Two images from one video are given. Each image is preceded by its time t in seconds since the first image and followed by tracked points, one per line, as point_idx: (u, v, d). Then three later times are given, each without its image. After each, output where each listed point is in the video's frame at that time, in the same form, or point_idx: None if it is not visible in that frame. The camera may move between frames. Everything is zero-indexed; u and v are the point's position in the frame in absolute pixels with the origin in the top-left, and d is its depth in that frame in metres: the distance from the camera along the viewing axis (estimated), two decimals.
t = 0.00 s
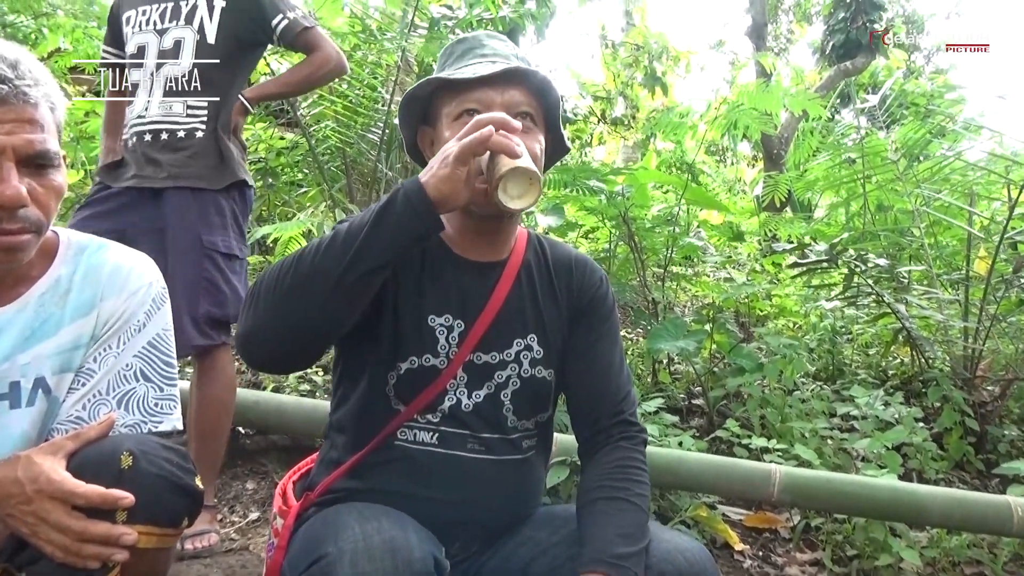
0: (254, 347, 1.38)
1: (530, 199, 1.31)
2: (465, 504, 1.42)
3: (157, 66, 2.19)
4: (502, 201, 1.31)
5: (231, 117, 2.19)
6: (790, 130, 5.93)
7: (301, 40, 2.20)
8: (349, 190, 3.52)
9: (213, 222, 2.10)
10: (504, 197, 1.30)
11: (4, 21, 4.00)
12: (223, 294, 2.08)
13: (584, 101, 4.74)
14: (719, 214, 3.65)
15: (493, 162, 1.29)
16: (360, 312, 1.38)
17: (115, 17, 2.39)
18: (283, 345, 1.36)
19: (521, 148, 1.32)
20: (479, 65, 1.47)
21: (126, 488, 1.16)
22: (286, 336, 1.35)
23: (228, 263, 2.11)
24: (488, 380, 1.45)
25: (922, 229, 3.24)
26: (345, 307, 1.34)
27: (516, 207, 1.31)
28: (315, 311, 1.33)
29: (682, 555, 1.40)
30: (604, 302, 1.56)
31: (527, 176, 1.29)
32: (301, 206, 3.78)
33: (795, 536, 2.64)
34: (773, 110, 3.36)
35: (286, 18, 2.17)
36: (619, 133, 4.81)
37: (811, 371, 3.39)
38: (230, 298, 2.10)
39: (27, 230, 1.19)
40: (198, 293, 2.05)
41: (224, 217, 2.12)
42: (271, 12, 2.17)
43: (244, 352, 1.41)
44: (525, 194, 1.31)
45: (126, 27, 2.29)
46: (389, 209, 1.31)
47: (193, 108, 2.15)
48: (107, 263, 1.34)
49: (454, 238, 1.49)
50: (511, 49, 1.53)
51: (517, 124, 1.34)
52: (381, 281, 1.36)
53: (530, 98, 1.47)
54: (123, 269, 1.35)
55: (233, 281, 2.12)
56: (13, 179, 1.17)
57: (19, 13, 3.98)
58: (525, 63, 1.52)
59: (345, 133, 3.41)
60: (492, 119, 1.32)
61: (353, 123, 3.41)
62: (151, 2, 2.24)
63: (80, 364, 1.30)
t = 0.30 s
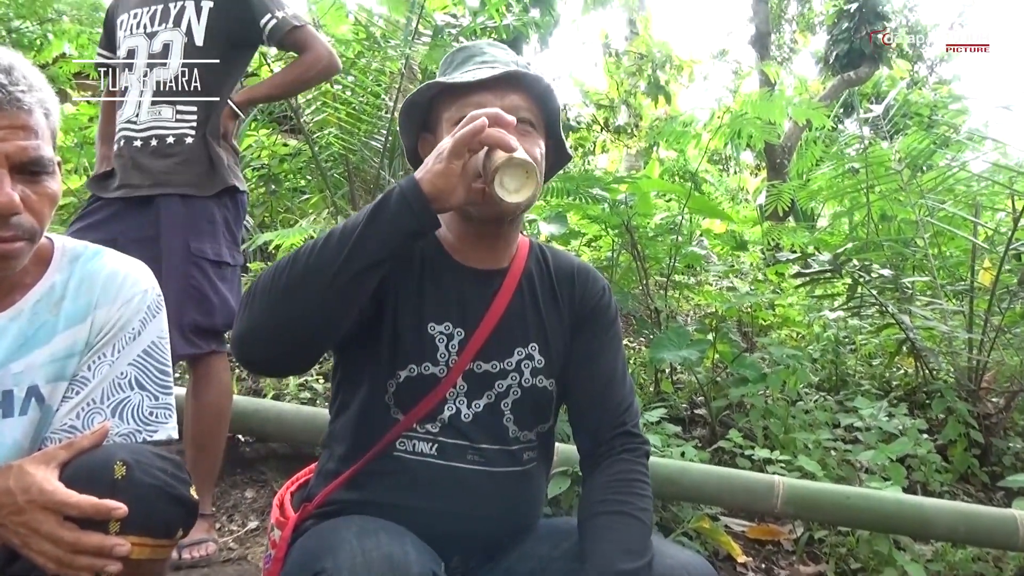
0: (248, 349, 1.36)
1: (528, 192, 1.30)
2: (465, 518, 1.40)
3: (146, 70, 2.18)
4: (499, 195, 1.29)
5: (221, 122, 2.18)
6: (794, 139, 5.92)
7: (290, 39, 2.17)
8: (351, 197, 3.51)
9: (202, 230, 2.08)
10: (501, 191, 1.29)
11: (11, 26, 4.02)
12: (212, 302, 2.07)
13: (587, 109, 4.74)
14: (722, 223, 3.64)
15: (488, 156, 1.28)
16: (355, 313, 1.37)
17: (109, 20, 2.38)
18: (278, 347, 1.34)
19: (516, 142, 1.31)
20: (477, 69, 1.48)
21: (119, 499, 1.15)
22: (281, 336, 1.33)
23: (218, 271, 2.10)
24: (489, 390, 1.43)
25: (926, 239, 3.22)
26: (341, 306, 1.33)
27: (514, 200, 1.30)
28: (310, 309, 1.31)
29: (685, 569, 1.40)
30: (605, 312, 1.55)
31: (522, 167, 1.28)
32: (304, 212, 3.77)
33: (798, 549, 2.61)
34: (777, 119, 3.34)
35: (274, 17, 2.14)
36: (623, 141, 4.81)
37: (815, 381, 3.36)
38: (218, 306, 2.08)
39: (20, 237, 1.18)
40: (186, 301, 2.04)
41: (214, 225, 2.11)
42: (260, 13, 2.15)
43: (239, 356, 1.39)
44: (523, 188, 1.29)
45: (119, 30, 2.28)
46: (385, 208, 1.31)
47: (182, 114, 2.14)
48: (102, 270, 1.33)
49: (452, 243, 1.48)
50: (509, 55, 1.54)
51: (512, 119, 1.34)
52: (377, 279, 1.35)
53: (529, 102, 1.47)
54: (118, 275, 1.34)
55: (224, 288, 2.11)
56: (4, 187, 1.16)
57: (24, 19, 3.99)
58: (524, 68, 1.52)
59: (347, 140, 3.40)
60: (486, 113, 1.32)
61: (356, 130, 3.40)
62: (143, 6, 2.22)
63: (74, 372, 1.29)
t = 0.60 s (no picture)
0: (244, 347, 1.35)
1: (526, 182, 1.29)
2: (466, 528, 1.39)
3: (140, 78, 2.18)
4: (496, 186, 1.29)
5: (215, 126, 2.17)
6: (796, 146, 5.91)
7: (279, 36, 2.12)
8: (353, 204, 3.50)
9: (198, 235, 2.07)
10: (498, 181, 1.29)
11: (14, 33, 4.03)
12: (209, 308, 2.05)
13: (588, 116, 4.83)
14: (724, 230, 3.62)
15: (483, 147, 1.29)
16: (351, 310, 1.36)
17: (106, 31, 2.39)
18: (273, 345, 1.33)
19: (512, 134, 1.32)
20: (476, 72, 1.49)
21: (115, 508, 1.14)
22: (275, 331, 1.32)
23: (214, 276, 2.09)
24: (490, 397, 1.42)
25: (930, 246, 3.21)
26: (335, 301, 1.31)
27: (511, 191, 1.30)
28: (305, 303, 1.30)
29: None
30: (609, 319, 1.54)
31: (517, 156, 1.28)
32: (306, 219, 3.77)
33: (802, 559, 2.58)
34: (779, 126, 3.33)
35: (262, 15, 2.11)
36: (624, 148, 4.89)
37: (818, 389, 3.33)
38: (216, 312, 2.07)
39: (17, 245, 1.18)
40: (183, 308, 2.03)
41: (210, 231, 2.10)
42: (249, 11, 2.12)
43: (237, 357, 1.38)
44: (520, 178, 1.29)
45: (115, 42, 2.30)
46: (379, 203, 1.31)
47: (177, 120, 2.14)
48: (102, 276, 1.33)
49: (452, 246, 1.47)
50: (508, 59, 1.55)
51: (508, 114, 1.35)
52: (372, 275, 1.34)
53: (528, 107, 1.47)
54: (117, 281, 1.33)
55: (221, 294, 2.10)
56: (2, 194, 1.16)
57: (28, 26, 4.00)
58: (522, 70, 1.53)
59: (349, 146, 3.39)
60: (481, 107, 1.33)
61: (358, 137, 3.38)
62: (137, 15, 2.23)
63: (72, 380, 1.28)
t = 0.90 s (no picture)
0: (240, 351, 1.34)
1: (522, 177, 1.27)
2: (464, 539, 1.38)
3: (134, 86, 2.18)
4: (492, 182, 1.27)
5: (209, 133, 2.17)
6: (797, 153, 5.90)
7: (274, 44, 2.11)
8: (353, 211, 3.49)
9: (192, 242, 2.07)
10: (495, 177, 1.27)
11: (17, 40, 4.04)
12: (203, 315, 2.04)
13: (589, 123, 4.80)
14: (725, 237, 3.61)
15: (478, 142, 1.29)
16: (347, 312, 1.35)
17: (101, 38, 2.39)
18: (269, 348, 1.32)
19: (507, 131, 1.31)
20: (474, 78, 1.49)
21: (110, 520, 1.14)
22: (270, 333, 1.31)
23: (209, 283, 2.08)
24: (491, 405, 1.41)
25: (932, 252, 3.19)
26: (329, 303, 1.30)
27: (506, 186, 1.27)
28: (298, 304, 1.29)
29: None
30: (611, 327, 1.53)
31: (511, 148, 1.26)
32: (306, 226, 3.76)
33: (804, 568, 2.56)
34: (780, 132, 3.32)
35: (257, 22, 2.09)
36: (626, 154, 4.82)
37: (821, 397, 3.31)
38: (210, 320, 2.06)
39: (14, 253, 1.17)
40: (178, 315, 2.02)
41: (204, 238, 2.09)
42: (244, 18, 2.10)
43: (235, 361, 1.37)
44: (516, 174, 1.27)
45: (110, 50, 2.30)
46: (375, 203, 1.30)
47: (170, 127, 2.14)
48: (100, 285, 1.32)
49: (452, 253, 1.46)
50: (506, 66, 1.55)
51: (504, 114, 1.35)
52: (368, 277, 1.32)
53: (528, 113, 1.47)
54: (116, 289, 1.32)
55: (215, 301, 2.09)
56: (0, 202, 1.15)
57: (30, 33, 4.02)
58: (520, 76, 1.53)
59: (350, 153, 3.39)
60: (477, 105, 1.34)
61: (358, 143, 3.37)
62: (132, 23, 2.24)
63: (69, 390, 1.28)
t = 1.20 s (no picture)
0: (236, 356, 1.33)
1: (520, 181, 1.26)
2: (462, 549, 1.37)
3: (134, 95, 2.18)
4: (491, 186, 1.27)
5: (208, 141, 2.16)
6: (797, 160, 5.90)
7: (274, 54, 2.10)
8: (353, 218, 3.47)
9: (192, 250, 2.06)
10: (493, 181, 1.27)
11: (17, 48, 4.04)
12: (202, 323, 2.03)
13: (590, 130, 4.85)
14: (725, 244, 3.61)
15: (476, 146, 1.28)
16: (344, 317, 1.34)
17: (100, 47, 2.39)
18: (265, 352, 1.31)
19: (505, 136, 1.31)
20: (472, 84, 1.49)
21: (101, 532, 1.14)
22: (266, 338, 1.30)
23: (208, 291, 2.07)
24: (490, 414, 1.40)
25: (932, 259, 3.18)
26: (326, 307, 1.29)
27: (506, 189, 1.27)
28: (295, 308, 1.28)
29: None
30: (611, 336, 1.52)
31: (511, 151, 1.26)
32: (305, 233, 3.76)
33: None
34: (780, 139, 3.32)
35: (257, 33, 2.08)
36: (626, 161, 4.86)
37: (822, 404, 3.29)
38: (209, 327, 2.05)
39: (7, 262, 1.17)
40: (176, 323, 2.01)
41: (203, 246, 2.08)
42: (243, 29, 2.10)
43: (231, 366, 1.36)
44: (515, 177, 1.27)
45: (110, 59, 2.29)
46: (371, 207, 1.29)
47: (170, 136, 2.13)
48: (95, 294, 1.31)
49: (451, 259, 1.46)
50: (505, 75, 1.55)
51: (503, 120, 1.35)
52: (364, 281, 1.31)
53: (529, 122, 1.47)
54: (111, 298, 1.31)
55: (214, 309, 2.08)
56: None
57: (30, 41, 4.01)
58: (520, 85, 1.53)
59: (349, 160, 3.39)
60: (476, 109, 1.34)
61: (358, 150, 3.37)
62: (132, 33, 2.23)
63: (62, 400, 1.26)
